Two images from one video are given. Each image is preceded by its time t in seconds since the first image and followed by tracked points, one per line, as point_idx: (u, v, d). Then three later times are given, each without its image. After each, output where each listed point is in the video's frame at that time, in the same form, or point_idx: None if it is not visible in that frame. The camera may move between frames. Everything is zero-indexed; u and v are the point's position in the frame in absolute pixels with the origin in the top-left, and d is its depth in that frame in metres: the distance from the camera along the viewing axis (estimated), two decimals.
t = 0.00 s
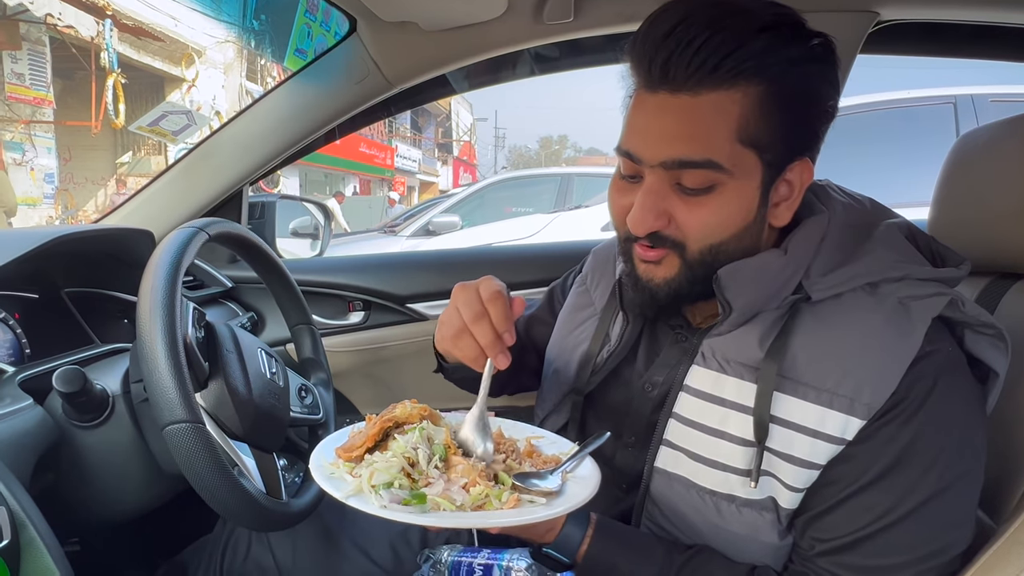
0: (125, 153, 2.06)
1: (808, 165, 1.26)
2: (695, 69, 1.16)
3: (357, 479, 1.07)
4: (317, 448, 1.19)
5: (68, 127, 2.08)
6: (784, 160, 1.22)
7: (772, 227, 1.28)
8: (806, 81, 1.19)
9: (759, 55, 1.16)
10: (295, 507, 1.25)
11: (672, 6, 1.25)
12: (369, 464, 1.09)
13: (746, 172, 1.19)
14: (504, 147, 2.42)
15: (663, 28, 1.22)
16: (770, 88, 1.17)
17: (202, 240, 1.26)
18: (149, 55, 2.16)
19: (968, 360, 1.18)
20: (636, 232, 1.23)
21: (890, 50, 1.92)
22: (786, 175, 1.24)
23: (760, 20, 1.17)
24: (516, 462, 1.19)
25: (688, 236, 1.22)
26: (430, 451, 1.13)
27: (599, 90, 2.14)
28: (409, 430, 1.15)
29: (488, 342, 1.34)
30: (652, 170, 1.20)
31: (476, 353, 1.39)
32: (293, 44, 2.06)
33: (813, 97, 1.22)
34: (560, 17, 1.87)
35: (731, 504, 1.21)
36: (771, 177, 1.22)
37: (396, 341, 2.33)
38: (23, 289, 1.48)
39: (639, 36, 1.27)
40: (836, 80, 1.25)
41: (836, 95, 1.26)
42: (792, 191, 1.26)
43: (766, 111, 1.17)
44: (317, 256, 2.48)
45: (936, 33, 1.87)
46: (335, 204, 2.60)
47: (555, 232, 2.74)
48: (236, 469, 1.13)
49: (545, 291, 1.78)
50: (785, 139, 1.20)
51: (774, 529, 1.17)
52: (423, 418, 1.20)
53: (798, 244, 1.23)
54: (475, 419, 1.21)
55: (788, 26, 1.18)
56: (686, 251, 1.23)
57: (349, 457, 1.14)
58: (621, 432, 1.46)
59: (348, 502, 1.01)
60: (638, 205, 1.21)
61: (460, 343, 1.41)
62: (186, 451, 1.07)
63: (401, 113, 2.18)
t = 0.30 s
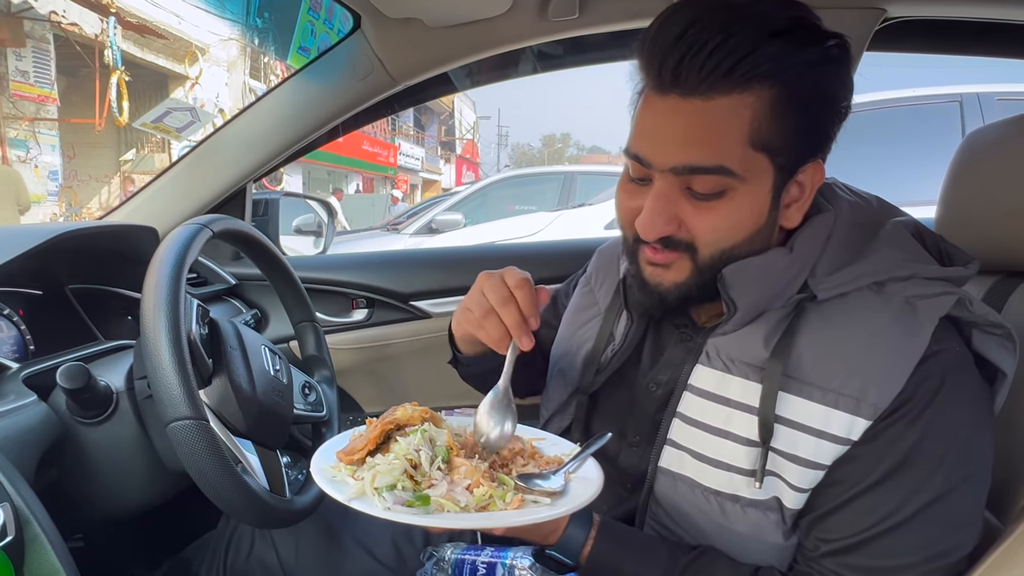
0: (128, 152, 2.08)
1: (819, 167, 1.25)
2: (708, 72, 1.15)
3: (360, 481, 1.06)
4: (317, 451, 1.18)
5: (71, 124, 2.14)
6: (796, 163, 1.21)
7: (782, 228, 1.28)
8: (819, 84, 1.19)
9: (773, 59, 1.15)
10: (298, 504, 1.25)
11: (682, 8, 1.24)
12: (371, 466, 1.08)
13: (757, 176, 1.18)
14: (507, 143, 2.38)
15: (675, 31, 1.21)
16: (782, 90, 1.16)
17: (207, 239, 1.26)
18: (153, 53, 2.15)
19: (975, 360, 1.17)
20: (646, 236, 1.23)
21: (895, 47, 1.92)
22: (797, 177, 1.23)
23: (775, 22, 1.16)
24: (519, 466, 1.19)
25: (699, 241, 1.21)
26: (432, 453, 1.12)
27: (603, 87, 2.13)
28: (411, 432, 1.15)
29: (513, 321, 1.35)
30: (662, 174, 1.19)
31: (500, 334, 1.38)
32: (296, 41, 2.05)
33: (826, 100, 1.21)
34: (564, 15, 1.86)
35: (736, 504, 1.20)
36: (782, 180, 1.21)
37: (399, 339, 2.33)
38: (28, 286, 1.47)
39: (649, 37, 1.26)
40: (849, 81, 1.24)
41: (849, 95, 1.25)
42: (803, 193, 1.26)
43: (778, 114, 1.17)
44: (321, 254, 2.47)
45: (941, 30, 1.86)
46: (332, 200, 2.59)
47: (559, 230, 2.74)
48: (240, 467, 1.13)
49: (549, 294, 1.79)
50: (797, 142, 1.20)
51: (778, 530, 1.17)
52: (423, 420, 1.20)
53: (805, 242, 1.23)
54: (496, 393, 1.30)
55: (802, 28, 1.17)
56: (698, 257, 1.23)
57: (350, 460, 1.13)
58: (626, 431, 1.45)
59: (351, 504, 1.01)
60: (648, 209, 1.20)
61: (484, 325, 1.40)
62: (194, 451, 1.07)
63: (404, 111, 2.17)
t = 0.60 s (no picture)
0: (130, 150, 2.08)
1: (822, 168, 1.25)
2: (707, 75, 1.15)
3: (360, 487, 1.06)
4: (317, 455, 1.18)
5: (73, 124, 2.13)
6: (798, 165, 1.21)
7: (785, 230, 1.28)
8: (820, 84, 1.18)
9: (772, 60, 1.15)
10: (300, 505, 1.24)
11: (680, 9, 1.23)
12: (371, 472, 1.08)
13: (759, 178, 1.18)
14: (509, 144, 2.40)
15: (673, 33, 1.21)
16: (782, 91, 1.16)
17: (207, 239, 1.26)
18: (155, 52, 2.16)
19: (978, 361, 1.17)
20: (647, 239, 1.23)
21: (896, 48, 1.92)
22: (800, 178, 1.23)
23: (774, 23, 1.15)
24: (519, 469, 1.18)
25: (699, 245, 1.22)
26: (433, 457, 1.12)
27: (605, 87, 2.13)
28: (411, 436, 1.15)
29: (540, 334, 1.34)
30: (662, 178, 1.19)
31: (525, 345, 1.37)
32: (298, 41, 2.05)
33: (828, 100, 1.20)
34: (566, 14, 1.86)
35: (739, 505, 1.20)
36: (784, 181, 1.21)
37: (401, 339, 2.33)
38: (29, 286, 1.47)
39: (649, 39, 1.26)
40: (851, 80, 1.23)
41: (851, 95, 1.25)
42: (806, 194, 1.25)
43: (778, 115, 1.16)
44: (322, 254, 2.48)
45: (944, 31, 1.86)
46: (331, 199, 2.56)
47: (560, 230, 2.74)
48: (241, 466, 1.13)
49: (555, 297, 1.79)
50: (799, 144, 1.19)
51: (780, 530, 1.17)
52: (424, 423, 1.20)
53: (808, 243, 1.22)
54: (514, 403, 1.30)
55: (801, 28, 1.17)
56: (699, 260, 1.23)
57: (351, 465, 1.13)
58: (626, 430, 1.45)
59: (352, 510, 1.01)
60: (650, 213, 1.20)
61: (510, 335, 1.39)
62: (194, 452, 1.07)
63: (405, 111, 2.17)
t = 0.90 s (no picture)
0: (130, 151, 2.09)
1: (824, 169, 1.25)
2: (703, 82, 1.14)
3: (359, 494, 1.05)
4: (316, 461, 1.18)
5: (74, 124, 2.11)
6: (798, 168, 1.21)
7: (788, 231, 1.27)
8: (818, 87, 1.18)
9: (770, 65, 1.14)
10: (301, 505, 1.25)
11: (675, 15, 1.22)
12: (370, 479, 1.08)
13: (760, 182, 1.18)
14: (509, 144, 2.40)
15: (669, 41, 1.20)
16: (780, 96, 1.15)
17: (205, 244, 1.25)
18: (155, 53, 2.15)
19: (979, 362, 1.17)
20: (648, 245, 1.24)
21: (896, 48, 1.92)
22: (801, 179, 1.23)
23: (771, 28, 1.15)
24: (520, 472, 1.18)
25: (701, 249, 1.22)
26: (432, 463, 1.13)
27: (605, 87, 2.13)
28: (410, 442, 1.15)
29: (540, 324, 1.34)
30: (662, 184, 1.20)
31: (529, 339, 1.37)
32: (298, 41, 2.05)
33: (827, 102, 1.20)
34: (566, 15, 1.86)
35: (738, 506, 1.20)
36: (785, 183, 1.21)
37: (401, 339, 2.33)
38: (29, 286, 1.47)
39: (645, 45, 1.26)
40: (851, 81, 1.23)
41: (852, 95, 1.25)
42: (808, 195, 1.25)
43: (776, 120, 1.16)
44: (322, 254, 2.49)
45: (943, 32, 1.86)
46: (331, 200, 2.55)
47: (561, 230, 2.74)
48: (242, 467, 1.13)
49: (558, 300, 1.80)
50: (798, 146, 1.19)
51: (780, 531, 1.17)
52: (422, 429, 1.20)
53: (807, 243, 1.22)
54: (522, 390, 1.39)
55: (798, 32, 1.16)
56: (701, 264, 1.23)
57: (348, 471, 1.12)
58: (625, 428, 1.45)
59: (351, 519, 1.01)
60: (651, 219, 1.21)
61: (514, 332, 1.40)
62: (195, 454, 1.07)
63: (405, 111, 2.17)
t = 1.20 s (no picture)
0: (128, 151, 2.10)
1: (819, 169, 1.25)
2: (696, 81, 1.15)
3: (353, 502, 1.06)
4: (308, 470, 1.17)
5: (72, 125, 2.09)
6: (792, 167, 1.21)
7: (783, 231, 1.27)
8: (813, 86, 1.18)
9: (763, 65, 1.15)
10: (298, 505, 1.25)
11: (671, 15, 1.23)
12: (364, 486, 1.08)
13: (753, 180, 1.18)
14: (508, 145, 2.40)
15: (663, 39, 1.20)
16: (773, 95, 1.16)
17: (203, 242, 1.26)
18: (154, 53, 2.13)
19: (973, 363, 1.17)
20: (643, 242, 1.24)
21: (895, 50, 1.92)
22: (796, 179, 1.23)
23: (765, 27, 1.15)
24: (515, 478, 1.18)
25: (693, 246, 1.22)
26: (427, 470, 1.12)
27: (604, 89, 2.13)
28: (403, 450, 1.15)
29: (530, 322, 1.34)
30: (657, 182, 1.20)
31: (519, 337, 1.36)
32: (297, 43, 2.05)
33: (822, 101, 1.20)
34: (565, 16, 1.86)
35: (732, 506, 1.21)
36: (779, 183, 1.21)
37: (399, 339, 2.33)
38: (27, 286, 1.47)
39: (641, 44, 1.26)
40: (846, 82, 1.23)
41: (848, 96, 1.25)
42: (804, 195, 1.25)
43: (770, 119, 1.16)
44: (321, 255, 2.49)
45: (941, 33, 1.86)
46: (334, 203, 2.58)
47: (560, 231, 2.74)
48: (237, 466, 1.13)
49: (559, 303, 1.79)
50: (792, 145, 1.19)
51: (775, 532, 1.17)
52: (417, 435, 1.20)
53: (800, 245, 1.23)
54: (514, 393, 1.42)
55: (791, 32, 1.16)
56: (694, 261, 1.24)
57: (343, 479, 1.12)
58: (621, 428, 1.45)
59: (345, 527, 1.00)
60: (645, 217, 1.21)
61: (504, 332, 1.39)
62: (189, 452, 1.07)
63: (404, 112, 2.17)
